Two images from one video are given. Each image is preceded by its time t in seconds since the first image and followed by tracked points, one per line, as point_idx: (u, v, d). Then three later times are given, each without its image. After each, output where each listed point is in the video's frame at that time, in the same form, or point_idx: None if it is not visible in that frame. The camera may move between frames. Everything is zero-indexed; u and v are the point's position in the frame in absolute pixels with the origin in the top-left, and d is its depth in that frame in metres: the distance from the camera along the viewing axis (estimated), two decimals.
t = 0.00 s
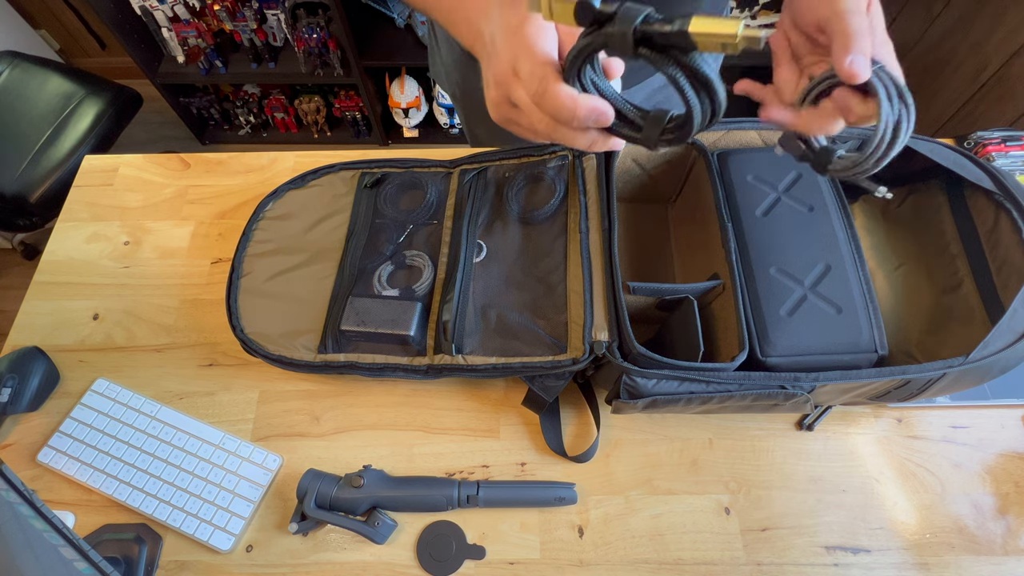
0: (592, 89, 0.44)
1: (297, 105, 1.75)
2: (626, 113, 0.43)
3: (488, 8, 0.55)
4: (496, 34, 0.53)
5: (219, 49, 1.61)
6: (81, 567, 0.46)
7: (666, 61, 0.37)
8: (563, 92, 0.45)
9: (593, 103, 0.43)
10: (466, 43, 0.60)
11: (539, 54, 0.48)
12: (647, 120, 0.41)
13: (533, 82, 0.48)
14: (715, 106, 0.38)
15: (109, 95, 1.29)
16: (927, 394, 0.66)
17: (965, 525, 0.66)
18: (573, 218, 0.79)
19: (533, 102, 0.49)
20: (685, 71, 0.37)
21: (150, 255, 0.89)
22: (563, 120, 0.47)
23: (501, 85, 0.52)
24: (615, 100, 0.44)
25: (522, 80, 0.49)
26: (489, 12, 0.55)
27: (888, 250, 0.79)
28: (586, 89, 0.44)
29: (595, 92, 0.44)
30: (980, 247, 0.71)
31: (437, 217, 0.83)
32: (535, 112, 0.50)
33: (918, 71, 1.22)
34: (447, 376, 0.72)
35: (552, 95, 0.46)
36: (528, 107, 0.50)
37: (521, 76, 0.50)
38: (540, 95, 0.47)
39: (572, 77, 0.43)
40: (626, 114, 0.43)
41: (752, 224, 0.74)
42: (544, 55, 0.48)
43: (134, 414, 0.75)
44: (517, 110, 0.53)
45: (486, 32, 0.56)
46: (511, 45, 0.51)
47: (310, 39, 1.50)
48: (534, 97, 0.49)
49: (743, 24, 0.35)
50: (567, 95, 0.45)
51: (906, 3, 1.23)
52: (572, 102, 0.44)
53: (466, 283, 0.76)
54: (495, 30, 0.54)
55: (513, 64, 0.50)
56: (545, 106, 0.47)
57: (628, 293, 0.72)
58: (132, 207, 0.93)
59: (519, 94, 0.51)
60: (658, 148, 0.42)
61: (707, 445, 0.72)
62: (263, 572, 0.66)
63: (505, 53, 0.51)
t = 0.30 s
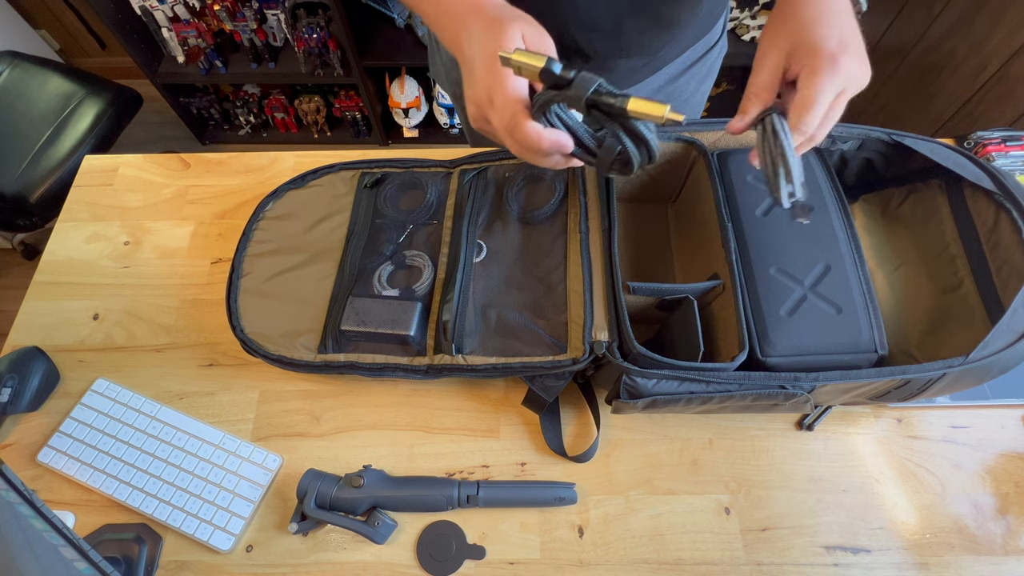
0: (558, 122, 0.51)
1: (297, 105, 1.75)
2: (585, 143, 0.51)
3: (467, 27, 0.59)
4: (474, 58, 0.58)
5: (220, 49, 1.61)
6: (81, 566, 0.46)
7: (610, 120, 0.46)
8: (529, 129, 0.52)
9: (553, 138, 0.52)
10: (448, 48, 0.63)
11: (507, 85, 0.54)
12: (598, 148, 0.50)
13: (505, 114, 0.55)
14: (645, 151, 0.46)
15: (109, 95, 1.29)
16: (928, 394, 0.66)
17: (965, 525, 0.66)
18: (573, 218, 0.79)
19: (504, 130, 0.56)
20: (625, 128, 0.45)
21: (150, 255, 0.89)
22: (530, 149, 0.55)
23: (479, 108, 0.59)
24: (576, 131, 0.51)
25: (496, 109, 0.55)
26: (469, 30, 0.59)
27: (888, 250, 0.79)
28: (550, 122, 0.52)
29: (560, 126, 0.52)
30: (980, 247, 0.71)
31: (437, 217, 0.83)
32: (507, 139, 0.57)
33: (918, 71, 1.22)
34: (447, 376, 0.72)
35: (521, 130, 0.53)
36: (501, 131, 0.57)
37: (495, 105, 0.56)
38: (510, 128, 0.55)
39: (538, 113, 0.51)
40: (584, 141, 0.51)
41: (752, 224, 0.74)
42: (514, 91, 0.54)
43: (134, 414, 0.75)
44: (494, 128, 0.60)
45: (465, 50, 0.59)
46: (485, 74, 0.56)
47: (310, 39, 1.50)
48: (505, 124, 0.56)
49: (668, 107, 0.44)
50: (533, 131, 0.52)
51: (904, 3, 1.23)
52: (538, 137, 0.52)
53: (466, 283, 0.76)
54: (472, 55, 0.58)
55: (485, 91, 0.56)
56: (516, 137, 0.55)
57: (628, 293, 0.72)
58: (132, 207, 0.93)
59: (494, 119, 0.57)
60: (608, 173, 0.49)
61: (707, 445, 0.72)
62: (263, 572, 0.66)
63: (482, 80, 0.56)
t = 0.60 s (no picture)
0: (543, 125, 0.54)
1: (297, 105, 1.75)
2: (569, 145, 0.54)
3: (459, 27, 0.60)
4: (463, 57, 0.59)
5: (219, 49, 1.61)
6: (81, 567, 0.46)
7: (591, 128, 0.49)
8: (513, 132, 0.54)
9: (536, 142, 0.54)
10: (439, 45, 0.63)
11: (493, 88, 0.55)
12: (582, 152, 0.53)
13: (490, 115, 0.56)
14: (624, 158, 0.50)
15: (108, 95, 1.29)
16: (928, 394, 0.66)
17: (965, 525, 0.66)
18: (573, 218, 0.79)
19: (490, 132, 0.57)
20: (604, 139, 0.49)
21: (150, 255, 0.89)
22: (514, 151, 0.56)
23: (466, 107, 0.60)
24: (558, 135, 0.54)
25: (482, 110, 0.57)
26: (460, 30, 0.59)
27: (888, 250, 0.79)
28: (535, 126, 0.54)
29: (543, 128, 0.54)
30: (980, 247, 0.71)
31: (437, 217, 0.83)
32: (491, 139, 0.59)
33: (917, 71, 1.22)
34: (447, 375, 0.72)
35: (505, 131, 0.54)
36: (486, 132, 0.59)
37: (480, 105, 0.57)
38: (495, 129, 0.56)
39: (522, 117, 0.53)
40: (568, 145, 0.54)
41: (752, 224, 0.74)
42: (500, 92, 0.55)
43: (134, 414, 0.75)
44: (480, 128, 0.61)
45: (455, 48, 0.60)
46: (472, 74, 0.57)
47: (310, 39, 1.50)
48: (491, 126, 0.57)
49: (646, 119, 0.45)
50: (517, 133, 0.54)
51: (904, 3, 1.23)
52: (522, 138, 0.54)
53: (466, 283, 0.76)
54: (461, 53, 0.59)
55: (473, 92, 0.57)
56: (500, 138, 0.56)
57: (628, 293, 0.72)
58: (132, 207, 0.93)
59: (480, 118, 0.59)
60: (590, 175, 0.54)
61: (707, 445, 0.72)
62: (263, 572, 0.66)
63: (469, 80, 0.57)
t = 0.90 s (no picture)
0: (559, 120, 0.53)
1: (297, 105, 1.75)
2: (586, 139, 0.53)
3: (471, 25, 0.61)
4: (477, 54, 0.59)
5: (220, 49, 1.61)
6: (81, 567, 0.46)
7: (611, 119, 0.48)
8: (532, 126, 0.54)
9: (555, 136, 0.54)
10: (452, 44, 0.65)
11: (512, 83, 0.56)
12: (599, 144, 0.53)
13: (508, 111, 0.56)
14: (645, 145, 0.50)
15: (109, 95, 1.29)
16: (927, 394, 0.66)
17: (965, 525, 0.66)
18: (573, 218, 0.79)
19: (508, 128, 0.57)
20: (625, 129, 0.48)
21: (150, 255, 0.89)
22: (532, 145, 0.56)
23: (483, 105, 0.61)
24: (575, 129, 0.53)
25: (499, 107, 0.57)
26: (473, 27, 0.60)
27: (888, 250, 0.79)
28: (553, 120, 0.53)
29: (561, 123, 0.53)
30: (980, 247, 0.71)
31: (437, 217, 0.83)
32: (509, 135, 0.59)
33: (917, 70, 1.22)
34: (447, 376, 0.72)
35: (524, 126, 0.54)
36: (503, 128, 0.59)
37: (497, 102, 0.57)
38: (513, 125, 0.56)
39: (539, 113, 0.52)
40: (585, 139, 0.53)
41: (752, 224, 0.74)
42: (517, 89, 0.56)
43: (134, 414, 0.75)
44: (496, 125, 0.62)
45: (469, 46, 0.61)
46: (488, 71, 0.58)
47: (310, 39, 1.50)
48: (509, 122, 0.57)
49: (664, 108, 0.45)
50: (535, 128, 0.54)
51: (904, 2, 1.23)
52: (540, 133, 0.54)
53: (466, 283, 0.76)
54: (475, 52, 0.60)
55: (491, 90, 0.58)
56: (518, 134, 0.56)
57: (628, 293, 0.72)
58: (132, 207, 0.93)
59: (497, 116, 0.59)
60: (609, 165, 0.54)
61: (707, 445, 0.72)
62: (263, 572, 0.66)
63: (485, 77, 0.58)
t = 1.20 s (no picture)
0: (564, 119, 0.53)
1: (297, 105, 1.75)
2: (591, 136, 0.54)
3: (474, 26, 0.61)
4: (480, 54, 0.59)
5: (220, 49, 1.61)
6: (81, 567, 0.46)
7: (617, 116, 0.48)
8: (537, 126, 0.53)
9: (560, 135, 0.53)
10: (455, 45, 0.65)
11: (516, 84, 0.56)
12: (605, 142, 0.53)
13: (513, 111, 0.56)
14: (651, 142, 0.50)
15: (109, 95, 1.29)
16: (928, 394, 0.66)
17: (965, 525, 0.66)
18: (573, 218, 0.79)
19: (513, 128, 0.57)
20: (631, 126, 0.48)
21: (150, 255, 0.89)
22: (537, 145, 0.56)
23: (487, 105, 0.61)
24: (580, 127, 0.53)
25: (503, 107, 0.57)
26: (475, 28, 0.60)
27: (889, 250, 0.79)
28: (558, 120, 0.53)
29: (566, 122, 0.53)
30: (980, 247, 0.71)
31: (437, 217, 0.83)
32: (514, 135, 0.59)
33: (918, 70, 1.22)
34: (447, 376, 0.73)
35: (529, 126, 0.54)
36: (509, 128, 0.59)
37: (502, 102, 0.57)
38: (518, 125, 0.56)
39: (544, 113, 0.52)
40: (589, 136, 0.54)
41: (752, 224, 0.74)
42: (521, 88, 0.56)
43: (134, 414, 0.75)
44: (501, 125, 0.62)
45: (472, 46, 0.61)
46: (491, 71, 0.58)
47: (310, 39, 1.50)
48: (513, 122, 0.57)
49: (671, 103, 0.45)
50: (540, 127, 0.54)
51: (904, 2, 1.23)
52: (545, 133, 0.53)
53: (466, 283, 0.76)
54: (479, 52, 0.60)
55: (494, 90, 0.58)
56: (523, 133, 0.56)
57: (628, 293, 0.72)
58: (132, 207, 0.93)
59: (501, 116, 0.59)
60: (616, 162, 0.54)
61: (707, 445, 0.72)
62: (263, 572, 0.66)
63: (489, 78, 0.58)
